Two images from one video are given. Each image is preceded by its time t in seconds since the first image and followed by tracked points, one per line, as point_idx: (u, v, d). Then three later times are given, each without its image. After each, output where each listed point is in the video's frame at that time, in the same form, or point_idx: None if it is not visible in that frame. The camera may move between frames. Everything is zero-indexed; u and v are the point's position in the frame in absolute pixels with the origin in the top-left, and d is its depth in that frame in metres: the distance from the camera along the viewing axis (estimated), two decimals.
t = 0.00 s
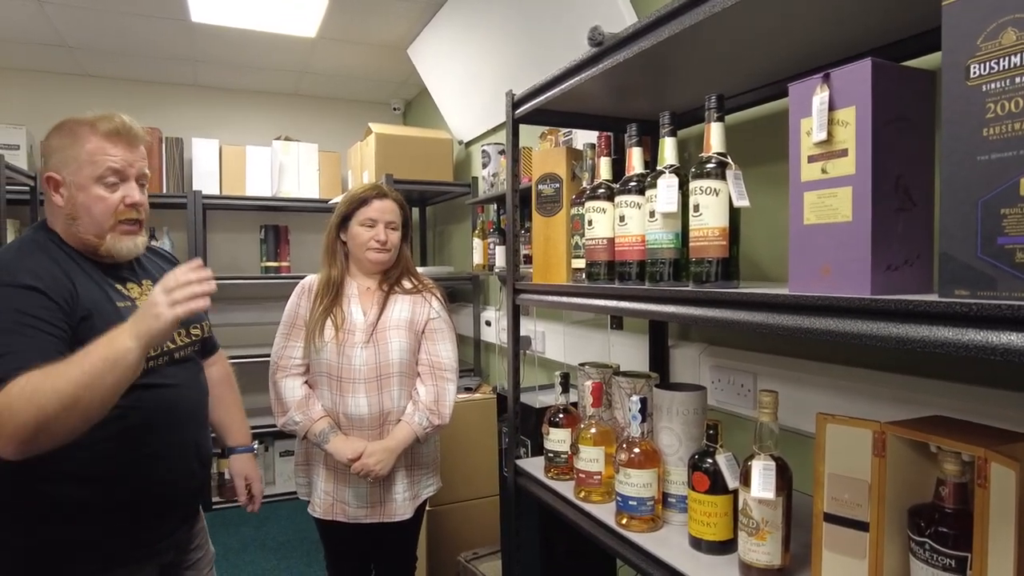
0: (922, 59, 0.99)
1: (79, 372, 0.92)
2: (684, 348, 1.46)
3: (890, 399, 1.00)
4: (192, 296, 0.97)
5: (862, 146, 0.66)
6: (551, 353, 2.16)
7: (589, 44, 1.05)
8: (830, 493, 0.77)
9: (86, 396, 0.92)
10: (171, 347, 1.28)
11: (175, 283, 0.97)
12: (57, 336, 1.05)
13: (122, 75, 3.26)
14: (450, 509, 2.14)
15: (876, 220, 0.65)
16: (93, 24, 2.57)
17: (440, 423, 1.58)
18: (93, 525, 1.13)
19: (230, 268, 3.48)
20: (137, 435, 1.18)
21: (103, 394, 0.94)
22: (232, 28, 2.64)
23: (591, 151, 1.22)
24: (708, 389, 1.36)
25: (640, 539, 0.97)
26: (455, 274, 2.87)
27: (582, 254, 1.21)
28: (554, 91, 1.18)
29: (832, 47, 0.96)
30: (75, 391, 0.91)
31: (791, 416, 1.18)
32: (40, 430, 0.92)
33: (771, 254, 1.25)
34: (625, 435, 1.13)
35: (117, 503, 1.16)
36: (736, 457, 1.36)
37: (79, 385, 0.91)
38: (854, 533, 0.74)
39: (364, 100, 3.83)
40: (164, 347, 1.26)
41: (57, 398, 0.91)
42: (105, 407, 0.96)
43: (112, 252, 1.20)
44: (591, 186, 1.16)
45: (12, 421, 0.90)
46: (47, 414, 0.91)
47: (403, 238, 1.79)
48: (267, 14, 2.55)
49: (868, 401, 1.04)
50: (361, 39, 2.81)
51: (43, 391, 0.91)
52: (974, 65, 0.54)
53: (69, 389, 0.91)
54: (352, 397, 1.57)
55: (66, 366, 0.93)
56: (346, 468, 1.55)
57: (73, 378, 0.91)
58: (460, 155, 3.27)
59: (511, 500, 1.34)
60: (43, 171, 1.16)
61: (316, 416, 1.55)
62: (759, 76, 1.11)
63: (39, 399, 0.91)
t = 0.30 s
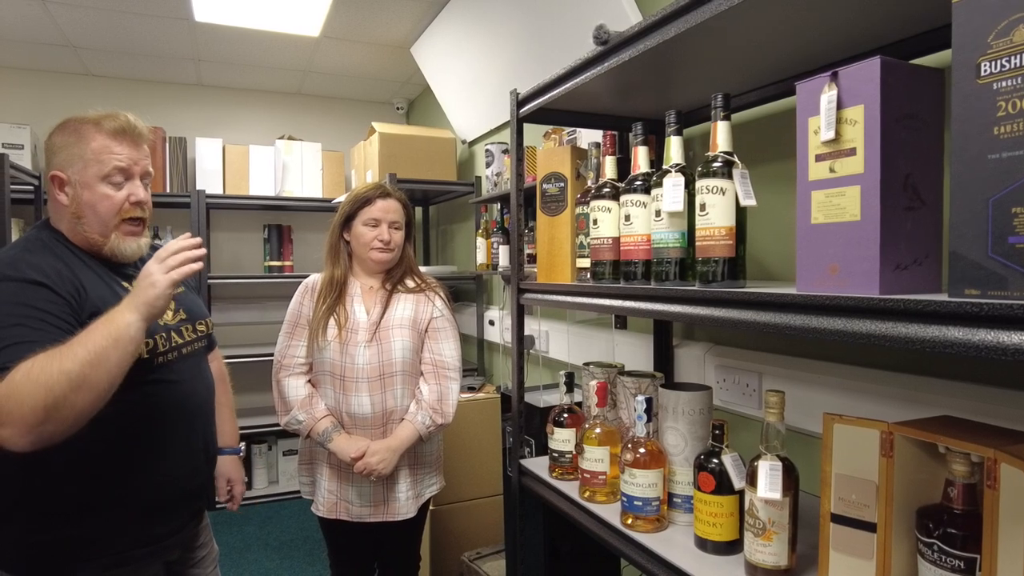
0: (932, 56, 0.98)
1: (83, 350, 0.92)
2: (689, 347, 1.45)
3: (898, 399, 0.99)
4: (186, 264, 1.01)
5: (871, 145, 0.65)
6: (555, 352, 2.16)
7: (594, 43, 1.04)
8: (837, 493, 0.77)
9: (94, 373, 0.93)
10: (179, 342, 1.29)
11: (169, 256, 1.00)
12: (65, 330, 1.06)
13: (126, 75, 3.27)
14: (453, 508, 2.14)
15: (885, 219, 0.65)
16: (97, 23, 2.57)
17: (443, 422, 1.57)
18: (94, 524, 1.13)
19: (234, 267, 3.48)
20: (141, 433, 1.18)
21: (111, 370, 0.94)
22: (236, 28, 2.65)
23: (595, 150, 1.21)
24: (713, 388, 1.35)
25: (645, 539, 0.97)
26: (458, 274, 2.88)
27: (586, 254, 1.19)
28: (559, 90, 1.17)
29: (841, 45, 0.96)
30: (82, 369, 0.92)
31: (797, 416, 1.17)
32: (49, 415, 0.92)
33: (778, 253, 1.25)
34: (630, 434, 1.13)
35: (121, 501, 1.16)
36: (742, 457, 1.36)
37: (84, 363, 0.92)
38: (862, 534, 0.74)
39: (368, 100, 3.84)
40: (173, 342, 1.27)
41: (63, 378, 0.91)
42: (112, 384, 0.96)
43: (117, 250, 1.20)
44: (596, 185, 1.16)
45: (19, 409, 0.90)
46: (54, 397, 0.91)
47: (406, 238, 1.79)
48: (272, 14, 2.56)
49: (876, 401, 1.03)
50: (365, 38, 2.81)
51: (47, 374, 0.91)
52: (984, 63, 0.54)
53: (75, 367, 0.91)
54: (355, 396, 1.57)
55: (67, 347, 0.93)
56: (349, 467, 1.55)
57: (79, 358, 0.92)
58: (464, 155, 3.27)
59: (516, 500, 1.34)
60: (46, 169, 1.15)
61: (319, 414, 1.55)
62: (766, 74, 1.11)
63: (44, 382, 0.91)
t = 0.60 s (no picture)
0: (940, 54, 0.97)
1: (94, 362, 0.93)
2: (694, 347, 1.45)
3: (905, 399, 0.99)
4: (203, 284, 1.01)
5: (879, 144, 0.65)
6: (559, 351, 2.16)
7: (600, 42, 1.04)
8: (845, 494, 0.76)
9: (105, 384, 0.93)
10: (183, 343, 1.29)
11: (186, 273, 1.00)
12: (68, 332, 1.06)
13: (131, 75, 3.28)
14: (457, 508, 2.14)
15: (893, 218, 0.64)
16: (102, 24, 2.58)
17: (445, 421, 1.57)
18: (95, 524, 1.12)
19: (238, 266, 3.49)
20: (143, 433, 1.18)
21: (121, 382, 0.95)
22: (241, 28, 2.65)
23: (601, 149, 1.21)
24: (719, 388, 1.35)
25: (650, 539, 0.97)
26: (463, 273, 2.88)
27: (592, 254, 1.20)
28: (565, 89, 1.17)
29: (849, 43, 0.95)
30: (93, 380, 0.92)
31: (803, 416, 1.17)
32: (56, 424, 0.92)
33: (785, 252, 1.24)
34: (636, 434, 1.12)
35: (124, 502, 1.16)
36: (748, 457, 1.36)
37: (95, 375, 0.92)
38: (869, 534, 0.74)
39: (372, 99, 3.84)
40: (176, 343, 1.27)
41: (74, 390, 0.91)
42: (119, 394, 0.97)
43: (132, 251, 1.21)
44: (601, 184, 1.15)
45: (25, 419, 0.90)
46: (62, 408, 0.91)
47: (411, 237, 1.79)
48: (276, 14, 2.56)
49: (882, 401, 1.03)
50: (369, 38, 2.81)
51: (56, 385, 0.91)
52: (995, 61, 0.53)
53: (87, 379, 0.92)
54: (358, 394, 1.57)
55: (78, 357, 0.93)
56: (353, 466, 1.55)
57: (88, 369, 0.92)
58: (468, 154, 3.27)
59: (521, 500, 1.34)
60: (51, 171, 1.13)
61: (322, 413, 1.55)
62: (773, 73, 1.11)
63: (53, 393, 0.90)
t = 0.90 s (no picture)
0: (947, 52, 0.97)
1: (84, 379, 0.92)
2: (699, 347, 1.45)
3: (910, 399, 0.99)
4: (203, 309, 0.99)
5: (885, 142, 0.64)
6: (563, 351, 2.16)
7: (605, 40, 1.04)
8: (850, 494, 0.76)
9: (95, 400, 0.93)
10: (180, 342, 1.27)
11: (187, 295, 0.98)
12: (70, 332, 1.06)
13: (137, 75, 3.29)
14: (461, 507, 2.14)
15: (900, 216, 0.64)
16: (109, 24, 2.59)
17: (446, 421, 1.57)
18: (98, 523, 1.13)
19: (243, 266, 3.50)
20: (146, 433, 1.19)
21: (110, 398, 0.95)
22: (246, 28, 2.66)
23: (605, 148, 1.21)
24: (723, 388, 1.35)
25: (655, 538, 0.97)
26: (466, 273, 2.90)
27: (597, 253, 1.18)
28: (569, 87, 1.17)
29: (854, 42, 0.95)
30: (83, 396, 0.92)
31: (808, 416, 1.17)
32: (46, 433, 0.92)
33: (790, 251, 1.24)
34: (640, 434, 1.12)
35: (126, 501, 1.16)
36: (753, 457, 1.35)
37: (86, 392, 0.92)
38: (874, 534, 0.73)
39: (376, 99, 3.85)
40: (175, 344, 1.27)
41: (65, 404, 0.91)
42: (109, 407, 0.97)
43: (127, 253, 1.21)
44: (606, 184, 1.16)
45: (18, 425, 0.91)
46: (51, 419, 0.91)
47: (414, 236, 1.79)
48: (281, 14, 2.57)
49: (888, 401, 1.03)
50: (373, 37, 2.82)
51: (48, 398, 0.91)
52: (1003, 58, 0.53)
53: (78, 395, 0.92)
54: (359, 393, 1.57)
55: (71, 370, 0.93)
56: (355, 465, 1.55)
57: (79, 383, 0.92)
58: (472, 154, 3.27)
59: (525, 500, 1.34)
60: (59, 168, 1.16)
61: (323, 411, 1.56)
62: (778, 71, 1.10)
63: (45, 404, 0.91)
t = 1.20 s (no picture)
0: (951, 52, 0.97)
1: (91, 370, 0.90)
2: (702, 348, 1.45)
3: (913, 399, 0.98)
4: (186, 281, 0.90)
5: (889, 143, 0.64)
6: (566, 351, 2.16)
7: (608, 41, 1.04)
8: (853, 495, 0.76)
9: (108, 388, 0.91)
10: (175, 347, 1.27)
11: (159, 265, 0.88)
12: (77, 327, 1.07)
13: (142, 76, 3.31)
14: (464, 507, 2.14)
15: (903, 218, 0.64)
16: (113, 25, 2.61)
17: (449, 421, 1.57)
18: (99, 524, 1.14)
19: (247, 266, 3.51)
20: (148, 433, 1.20)
21: (123, 383, 0.93)
22: (249, 28, 2.66)
23: (608, 149, 1.21)
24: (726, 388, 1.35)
25: (658, 539, 0.97)
26: (469, 273, 2.91)
27: (599, 254, 1.19)
28: (573, 88, 1.17)
29: (858, 42, 0.95)
30: (94, 388, 0.90)
31: (811, 417, 1.17)
32: (69, 428, 0.92)
33: (793, 251, 1.24)
34: (642, 435, 1.12)
35: (127, 501, 1.17)
36: (756, 457, 1.35)
37: (97, 382, 0.90)
38: (877, 535, 0.73)
39: (379, 99, 3.85)
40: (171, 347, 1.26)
41: (79, 397, 0.90)
42: (126, 390, 0.95)
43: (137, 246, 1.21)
44: (608, 184, 1.16)
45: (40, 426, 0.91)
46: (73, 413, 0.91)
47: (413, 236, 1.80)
48: (285, 15, 2.57)
49: (891, 402, 1.02)
50: (377, 38, 2.82)
51: (63, 396, 0.89)
52: (1006, 59, 0.53)
53: (90, 386, 0.90)
54: (362, 393, 1.58)
55: (75, 364, 0.90)
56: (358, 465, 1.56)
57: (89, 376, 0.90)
58: (475, 154, 3.27)
59: (528, 500, 1.34)
60: (57, 170, 1.15)
61: (327, 411, 1.56)
62: (781, 71, 1.10)
63: (60, 401, 0.89)
